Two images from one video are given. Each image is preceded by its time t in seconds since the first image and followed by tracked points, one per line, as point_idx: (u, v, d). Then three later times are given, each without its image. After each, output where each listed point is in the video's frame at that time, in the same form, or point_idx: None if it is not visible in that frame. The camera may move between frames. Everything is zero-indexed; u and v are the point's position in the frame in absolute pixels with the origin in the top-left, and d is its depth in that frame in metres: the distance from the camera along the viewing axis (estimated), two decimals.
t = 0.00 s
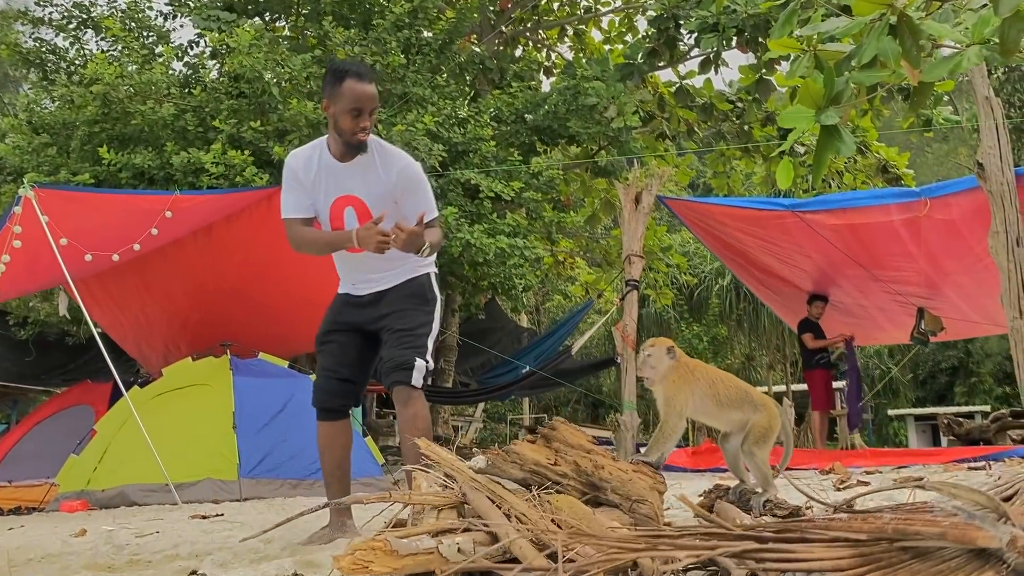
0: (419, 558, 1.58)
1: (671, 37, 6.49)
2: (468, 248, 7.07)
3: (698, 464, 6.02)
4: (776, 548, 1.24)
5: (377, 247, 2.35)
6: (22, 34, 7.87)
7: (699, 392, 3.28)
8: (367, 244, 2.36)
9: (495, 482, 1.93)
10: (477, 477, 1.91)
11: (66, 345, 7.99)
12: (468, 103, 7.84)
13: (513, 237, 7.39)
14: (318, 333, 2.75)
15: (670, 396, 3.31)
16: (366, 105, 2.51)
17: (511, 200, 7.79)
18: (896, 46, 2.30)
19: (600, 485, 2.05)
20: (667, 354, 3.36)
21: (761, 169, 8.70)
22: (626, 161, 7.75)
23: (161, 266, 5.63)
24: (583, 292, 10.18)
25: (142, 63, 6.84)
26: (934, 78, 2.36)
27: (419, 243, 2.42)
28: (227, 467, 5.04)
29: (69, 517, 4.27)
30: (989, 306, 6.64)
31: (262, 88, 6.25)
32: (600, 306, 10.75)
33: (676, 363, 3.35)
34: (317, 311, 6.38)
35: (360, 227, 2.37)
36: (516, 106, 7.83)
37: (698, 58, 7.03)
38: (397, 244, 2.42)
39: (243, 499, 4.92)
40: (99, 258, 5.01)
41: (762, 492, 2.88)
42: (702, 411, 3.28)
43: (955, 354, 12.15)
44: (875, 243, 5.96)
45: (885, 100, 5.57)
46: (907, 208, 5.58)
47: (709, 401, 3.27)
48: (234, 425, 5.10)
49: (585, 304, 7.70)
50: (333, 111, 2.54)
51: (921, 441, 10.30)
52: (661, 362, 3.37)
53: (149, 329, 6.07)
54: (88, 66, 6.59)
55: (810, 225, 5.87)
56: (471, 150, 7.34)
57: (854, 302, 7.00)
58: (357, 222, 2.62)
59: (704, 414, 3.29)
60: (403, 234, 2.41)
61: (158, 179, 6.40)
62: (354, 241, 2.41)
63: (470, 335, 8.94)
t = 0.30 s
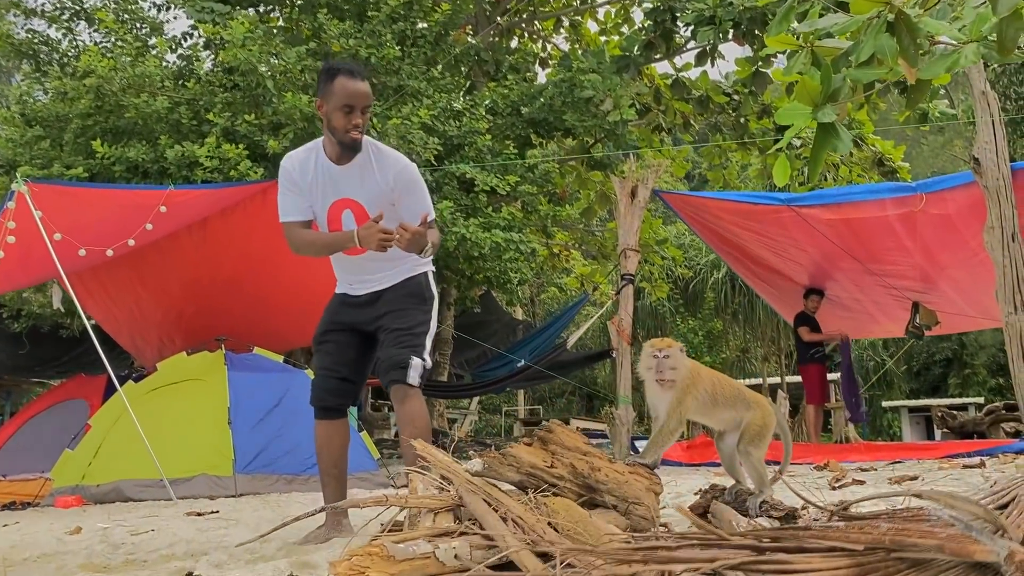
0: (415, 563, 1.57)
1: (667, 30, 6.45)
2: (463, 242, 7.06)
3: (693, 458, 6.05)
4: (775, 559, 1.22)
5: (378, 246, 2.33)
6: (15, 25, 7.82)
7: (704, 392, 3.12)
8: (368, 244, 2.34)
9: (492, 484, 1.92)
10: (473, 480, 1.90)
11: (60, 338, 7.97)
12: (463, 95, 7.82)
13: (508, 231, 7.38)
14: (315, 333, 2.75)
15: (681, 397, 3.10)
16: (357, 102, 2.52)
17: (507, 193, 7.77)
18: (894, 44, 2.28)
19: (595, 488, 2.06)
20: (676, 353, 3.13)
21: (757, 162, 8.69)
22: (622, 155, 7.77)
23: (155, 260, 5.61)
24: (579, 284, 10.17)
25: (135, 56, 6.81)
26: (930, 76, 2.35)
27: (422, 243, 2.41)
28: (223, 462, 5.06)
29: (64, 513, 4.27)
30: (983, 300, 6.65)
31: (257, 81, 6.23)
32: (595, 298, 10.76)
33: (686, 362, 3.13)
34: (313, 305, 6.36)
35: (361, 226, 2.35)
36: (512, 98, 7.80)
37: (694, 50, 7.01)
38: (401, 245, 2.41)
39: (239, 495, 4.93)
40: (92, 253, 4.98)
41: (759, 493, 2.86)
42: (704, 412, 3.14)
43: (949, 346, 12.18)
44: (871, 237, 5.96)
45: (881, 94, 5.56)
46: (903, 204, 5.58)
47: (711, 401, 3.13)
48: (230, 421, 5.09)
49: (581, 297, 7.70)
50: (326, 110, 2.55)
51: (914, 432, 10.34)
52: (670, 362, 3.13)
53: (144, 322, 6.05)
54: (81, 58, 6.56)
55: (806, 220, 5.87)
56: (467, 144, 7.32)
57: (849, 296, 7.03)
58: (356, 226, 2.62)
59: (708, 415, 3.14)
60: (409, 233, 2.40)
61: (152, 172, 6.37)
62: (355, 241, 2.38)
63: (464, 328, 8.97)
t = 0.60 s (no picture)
0: (407, 560, 1.59)
1: (665, 22, 6.28)
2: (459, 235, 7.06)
3: (687, 451, 6.07)
4: (759, 561, 1.24)
5: (388, 251, 2.37)
6: (11, 16, 7.80)
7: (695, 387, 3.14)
8: (378, 250, 2.37)
9: (484, 481, 1.94)
10: (466, 476, 1.92)
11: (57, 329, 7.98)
12: (460, 87, 7.81)
13: (505, 225, 7.39)
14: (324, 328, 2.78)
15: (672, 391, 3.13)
16: (352, 97, 2.54)
17: (503, 186, 7.78)
18: (888, 43, 2.28)
19: (587, 484, 2.09)
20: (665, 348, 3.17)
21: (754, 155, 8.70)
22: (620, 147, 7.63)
23: (152, 252, 5.60)
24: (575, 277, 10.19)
25: (132, 48, 6.80)
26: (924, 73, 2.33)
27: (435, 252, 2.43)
28: (219, 454, 5.07)
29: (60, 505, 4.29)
30: (978, 294, 6.67)
31: (254, 73, 6.23)
32: (593, 291, 10.78)
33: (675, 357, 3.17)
34: (310, 296, 6.37)
35: (370, 234, 2.38)
36: (509, 91, 7.79)
37: (691, 44, 6.99)
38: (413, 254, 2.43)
39: (234, 487, 4.95)
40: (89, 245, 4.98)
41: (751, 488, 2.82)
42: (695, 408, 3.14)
43: (945, 338, 12.20)
44: (867, 232, 5.97)
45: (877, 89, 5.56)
46: (898, 198, 5.56)
47: (703, 396, 3.14)
48: (227, 414, 5.11)
49: (578, 291, 7.72)
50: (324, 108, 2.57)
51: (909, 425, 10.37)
52: (661, 357, 3.17)
53: (140, 314, 6.06)
54: (77, 50, 6.55)
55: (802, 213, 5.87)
56: (464, 137, 7.32)
57: (844, 290, 7.06)
58: (363, 227, 2.62)
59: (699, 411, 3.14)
60: (420, 242, 2.42)
61: (148, 164, 6.36)
62: (365, 249, 2.40)
63: (459, 320, 8.99)
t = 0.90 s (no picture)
0: (400, 559, 1.61)
1: (666, 18, 6.32)
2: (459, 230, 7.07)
3: (684, 447, 6.11)
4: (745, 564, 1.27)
5: (392, 266, 2.39)
6: (11, 8, 7.79)
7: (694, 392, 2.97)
8: (382, 264, 2.40)
9: (478, 480, 1.95)
10: (460, 474, 1.93)
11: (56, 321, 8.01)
12: (460, 81, 7.80)
13: (504, 219, 7.40)
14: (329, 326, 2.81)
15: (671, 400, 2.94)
16: (360, 102, 2.55)
17: (503, 181, 7.78)
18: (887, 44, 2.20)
19: (580, 483, 2.11)
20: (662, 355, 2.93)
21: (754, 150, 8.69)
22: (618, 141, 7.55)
23: (151, 245, 5.61)
24: (575, 271, 10.21)
25: (131, 41, 6.81)
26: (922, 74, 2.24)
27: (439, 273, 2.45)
28: (218, 448, 5.09)
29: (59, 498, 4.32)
30: (976, 292, 6.67)
31: (253, 67, 6.24)
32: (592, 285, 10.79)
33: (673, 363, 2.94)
34: (310, 290, 6.38)
35: (374, 247, 2.40)
36: (509, 85, 7.80)
37: (692, 39, 6.98)
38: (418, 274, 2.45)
39: (232, 481, 4.98)
40: (88, 239, 4.99)
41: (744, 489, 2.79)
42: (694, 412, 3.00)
43: (944, 334, 12.21)
44: (866, 229, 5.96)
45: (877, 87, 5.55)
46: (897, 196, 5.55)
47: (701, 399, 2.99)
48: (226, 407, 5.14)
49: (577, 286, 7.74)
50: (333, 111, 2.58)
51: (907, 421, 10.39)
52: (658, 362, 2.94)
53: (140, 306, 6.07)
54: (77, 43, 6.56)
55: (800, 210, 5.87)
56: (463, 131, 7.32)
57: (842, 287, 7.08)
58: (367, 229, 2.64)
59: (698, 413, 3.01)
60: (425, 265, 2.44)
61: (148, 158, 6.37)
62: (366, 260, 2.45)
63: (458, 314, 9.02)
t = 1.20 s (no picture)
0: (399, 566, 1.62)
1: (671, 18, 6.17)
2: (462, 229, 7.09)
3: (686, 447, 6.13)
4: None
5: (393, 273, 2.41)
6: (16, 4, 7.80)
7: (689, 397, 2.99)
8: (384, 270, 2.42)
9: (478, 487, 1.97)
10: (459, 481, 1.97)
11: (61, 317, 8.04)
12: (464, 80, 7.81)
13: (507, 218, 7.41)
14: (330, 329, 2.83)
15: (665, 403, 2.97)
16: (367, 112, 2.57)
17: (506, 180, 7.78)
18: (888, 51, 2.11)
19: (580, 489, 2.13)
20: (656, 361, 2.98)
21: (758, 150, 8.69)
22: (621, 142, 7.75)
23: (155, 244, 5.63)
24: (578, 269, 10.22)
25: (136, 40, 6.83)
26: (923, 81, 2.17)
27: (440, 282, 2.48)
28: (220, 446, 5.11)
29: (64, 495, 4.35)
30: (978, 294, 6.67)
31: (258, 66, 6.26)
32: (595, 283, 10.80)
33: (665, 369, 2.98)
34: (313, 289, 6.40)
35: (376, 253, 2.43)
36: (513, 84, 7.82)
37: (696, 38, 6.97)
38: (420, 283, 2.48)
39: (235, 479, 4.98)
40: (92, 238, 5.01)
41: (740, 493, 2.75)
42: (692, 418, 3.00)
43: (947, 333, 12.20)
44: (870, 231, 5.96)
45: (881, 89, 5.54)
46: (900, 198, 5.53)
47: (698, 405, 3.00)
48: (228, 405, 5.16)
49: (579, 285, 7.75)
50: (338, 120, 2.60)
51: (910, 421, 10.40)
52: (649, 368, 2.99)
53: (144, 304, 6.10)
54: (82, 42, 6.59)
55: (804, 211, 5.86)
56: (467, 130, 7.32)
57: (844, 287, 7.09)
58: (369, 235, 2.67)
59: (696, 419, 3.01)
60: (425, 276, 2.46)
61: (152, 156, 6.38)
62: (368, 266, 2.47)
63: (461, 312, 9.05)
